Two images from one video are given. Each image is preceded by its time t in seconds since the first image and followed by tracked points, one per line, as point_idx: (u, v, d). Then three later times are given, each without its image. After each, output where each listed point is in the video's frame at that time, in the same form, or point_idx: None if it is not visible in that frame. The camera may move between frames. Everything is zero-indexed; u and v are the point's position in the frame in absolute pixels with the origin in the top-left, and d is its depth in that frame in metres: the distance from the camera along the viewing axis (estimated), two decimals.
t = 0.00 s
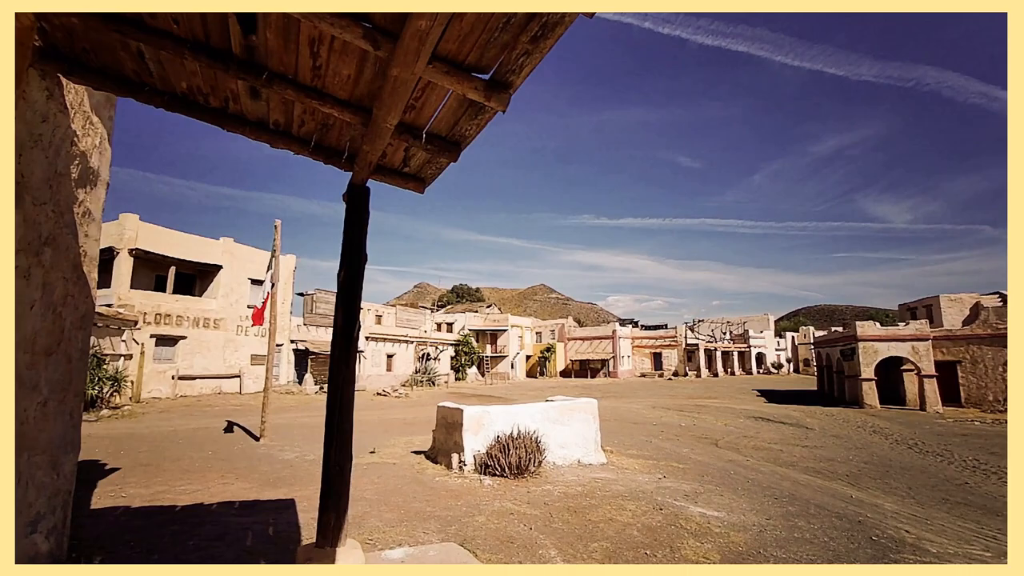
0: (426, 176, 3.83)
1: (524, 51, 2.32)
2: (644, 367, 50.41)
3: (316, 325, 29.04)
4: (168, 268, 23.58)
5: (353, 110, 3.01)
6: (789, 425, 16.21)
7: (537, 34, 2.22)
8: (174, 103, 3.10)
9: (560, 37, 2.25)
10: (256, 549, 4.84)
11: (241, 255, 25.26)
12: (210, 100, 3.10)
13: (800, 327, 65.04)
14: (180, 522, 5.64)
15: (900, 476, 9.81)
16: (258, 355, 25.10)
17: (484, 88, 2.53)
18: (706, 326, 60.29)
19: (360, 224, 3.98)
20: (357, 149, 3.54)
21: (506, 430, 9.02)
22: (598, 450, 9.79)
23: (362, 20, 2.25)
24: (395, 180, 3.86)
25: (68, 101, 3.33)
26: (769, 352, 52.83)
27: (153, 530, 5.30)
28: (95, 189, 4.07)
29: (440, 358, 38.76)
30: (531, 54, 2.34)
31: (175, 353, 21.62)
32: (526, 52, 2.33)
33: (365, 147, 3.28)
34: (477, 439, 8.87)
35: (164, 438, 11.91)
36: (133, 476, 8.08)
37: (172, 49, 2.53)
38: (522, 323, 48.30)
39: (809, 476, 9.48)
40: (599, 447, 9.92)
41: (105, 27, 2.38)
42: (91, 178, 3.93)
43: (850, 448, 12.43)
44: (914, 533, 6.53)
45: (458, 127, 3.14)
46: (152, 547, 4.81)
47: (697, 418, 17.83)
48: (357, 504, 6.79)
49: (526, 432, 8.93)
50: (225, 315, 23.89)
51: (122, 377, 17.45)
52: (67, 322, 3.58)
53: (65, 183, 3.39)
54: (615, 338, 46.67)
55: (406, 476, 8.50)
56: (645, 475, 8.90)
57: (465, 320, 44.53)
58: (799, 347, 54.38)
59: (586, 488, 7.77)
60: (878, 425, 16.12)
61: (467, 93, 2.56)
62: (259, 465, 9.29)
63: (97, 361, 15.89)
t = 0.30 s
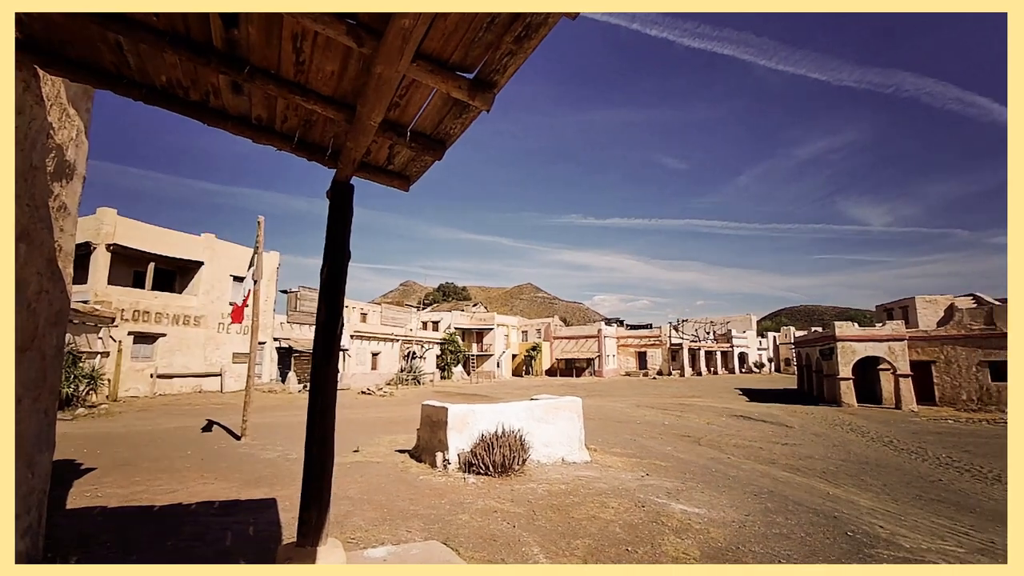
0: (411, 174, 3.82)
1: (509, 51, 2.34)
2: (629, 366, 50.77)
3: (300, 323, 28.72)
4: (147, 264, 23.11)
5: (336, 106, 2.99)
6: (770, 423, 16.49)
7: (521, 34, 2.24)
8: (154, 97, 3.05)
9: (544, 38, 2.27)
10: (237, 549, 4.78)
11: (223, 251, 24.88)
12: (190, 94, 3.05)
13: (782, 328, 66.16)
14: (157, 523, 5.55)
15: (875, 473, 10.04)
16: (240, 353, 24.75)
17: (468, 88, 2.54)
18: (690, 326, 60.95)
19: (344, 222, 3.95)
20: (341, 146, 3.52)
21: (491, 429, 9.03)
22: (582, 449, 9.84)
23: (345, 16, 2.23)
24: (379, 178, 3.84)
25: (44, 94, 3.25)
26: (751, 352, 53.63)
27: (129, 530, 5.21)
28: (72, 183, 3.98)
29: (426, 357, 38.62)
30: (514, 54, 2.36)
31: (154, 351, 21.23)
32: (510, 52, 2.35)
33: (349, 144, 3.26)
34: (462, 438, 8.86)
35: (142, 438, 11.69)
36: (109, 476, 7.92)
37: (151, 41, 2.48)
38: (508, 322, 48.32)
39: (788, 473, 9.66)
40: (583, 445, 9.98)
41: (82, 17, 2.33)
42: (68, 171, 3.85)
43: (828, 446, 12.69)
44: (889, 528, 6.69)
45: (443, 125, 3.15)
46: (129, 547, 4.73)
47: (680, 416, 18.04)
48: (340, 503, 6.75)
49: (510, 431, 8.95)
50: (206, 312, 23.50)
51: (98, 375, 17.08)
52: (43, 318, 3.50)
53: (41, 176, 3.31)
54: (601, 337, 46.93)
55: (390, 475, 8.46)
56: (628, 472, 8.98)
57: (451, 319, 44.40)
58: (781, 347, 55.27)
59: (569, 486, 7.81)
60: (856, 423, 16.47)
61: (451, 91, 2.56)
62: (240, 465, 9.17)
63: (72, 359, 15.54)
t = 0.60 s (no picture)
0: (395, 172, 3.81)
1: (491, 51, 2.35)
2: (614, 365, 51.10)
3: (283, 322, 28.38)
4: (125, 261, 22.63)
5: (319, 103, 2.96)
6: (751, 421, 16.73)
7: (504, 34, 2.25)
8: (132, 91, 2.99)
9: (526, 38, 2.29)
10: (216, 550, 4.71)
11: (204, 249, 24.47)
12: (169, 88, 2.99)
13: (763, 327, 67.24)
14: (135, 524, 5.44)
15: (852, 470, 10.26)
16: (221, 352, 24.36)
17: (451, 87, 2.55)
18: (674, 325, 61.54)
19: (327, 219, 3.92)
20: (324, 143, 3.48)
21: (475, 428, 9.02)
22: (566, 447, 9.89)
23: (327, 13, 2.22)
24: (363, 175, 3.81)
25: (18, 85, 3.17)
26: (733, 351, 54.42)
27: (105, 531, 5.10)
28: (47, 177, 3.88)
29: (411, 356, 38.45)
30: (497, 54, 2.37)
31: (132, 350, 20.80)
32: (493, 52, 2.36)
33: (331, 141, 3.24)
34: (447, 437, 8.84)
35: (119, 438, 11.45)
36: (85, 477, 7.75)
37: (130, 35, 2.45)
38: (494, 321, 48.32)
39: (767, 470, 9.84)
40: (567, 443, 10.02)
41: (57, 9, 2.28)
42: (42, 166, 3.76)
43: (807, 444, 12.93)
44: (864, 523, 6.85)
45: (426, 123, 3.14)
46: (104, 549, 4.63)
47: (664, 415, 18.23)
48: (323, 503, 6.69)
49: (495, 429, 8.96)
50: (186, 311, 23.10)
51: (73, 375, 16.67)
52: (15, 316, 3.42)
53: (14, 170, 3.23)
54: (586, 337, 47.16)
55: (374, 474, 8.41)
56: (612, 470, 9.04)
57: (437, 318, 44.22)
58: (762, 346, 56.20)
59: (553, 484, 7.85)
60: (834, 421, 16.81)
61: (434, 90, 2.56)
62: (220, 465, 9.04)
63: (46, 358, 15.16)
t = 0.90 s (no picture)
0: (376, 170, 3.78)
1: (471, 50, 2.36)
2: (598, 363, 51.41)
3: (263, 321, 27.97)
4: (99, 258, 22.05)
5: (298, 99, 2.94)
6: (731, 418, 17.00)
7: (484, 34, 2.27)
8: (105, 85, 2.92)
9: (506, 39, 2.31)
10: (193, 552, 4.63)
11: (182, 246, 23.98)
12: (143, 82, 2.93)
13: (744, 325, 68.32)
14: (108, 527, 5.33)
15: (827, 465, 10.48)
16: (199, 352, 23.90)
17: (432, 85, 2.55)
18: (657, 324, 62.19)
19: (307, 216, 3.88)
20: (304, 140, 3.45)
21: (458, 426, 9.01)
22: (549, 445, 9.94)
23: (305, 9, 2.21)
24: (344, 173, 3.78)
25: None
26: (714, 349, 55.22)
27: (77, 534, 4.98)
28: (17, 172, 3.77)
29: (394, 355, 38.27)
30: (477, 53, 2.38)
31: (106, 349, 20.29)
32: (473, 51, 2.37)
33: (311, 138, 3.21)
34: (429, 436, 8.82)
35: (92, 440, 11.17)
36: (57, 479, 7.55)
37: (102, 27, 2.40)
38: (479, 319, 48.26)
39: (746, 466, 10.02)
40: (550, 441, 10.07)
41: None
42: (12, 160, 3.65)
43: (784, 440, 13.18)
44: (837, 516, 7.03)
45: (407, 121, 3.13)
46: (76, 552, 4.52)
47: (646, 412, 18.42)
48: (303, 503, 6.62)
49: (478, 428, 8.96)
50: (163, 309, 22.64)
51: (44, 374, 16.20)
52: None
53: None
54: (570, 335, 47.36)
55: (356, 474, 8.35)
56: (594, 468, 9.11)
57: (421, 316, 43.97)
58: (742, 344, 57.16)
59: (536, 482, 7.88)
60: (810, 418, 17.18)
61: (415, 89, 2.56)
62: (198, 466, 8.88)
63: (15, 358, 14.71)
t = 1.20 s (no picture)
0: (359, 168, 3.76)
1: (454, 49, 2.37)
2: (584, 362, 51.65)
3: (246, 320, 27.57)
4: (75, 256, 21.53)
5: (279, 96, 2.90)
6: (715, 416, 17.21)
7: (467, 33, 2.28)
8: (81, 80, 2.86)
9: (489, 38, 2.32)
10: (173, 554, 4.56)
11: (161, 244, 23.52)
12: (120, 76, 2.87)
13: (727, 324, 69.15)
14: (84, 529, 5.22)
15: (807, 460, 10.69)
16: (179, 352, 23.47)
17: (415, 84, 2.54)
18: (642, 323, 62.63)
19: (289, 215, 3.84)
20: (285, 136, 3.41)
21: (443, 426, 8.99)
22: (535, 443, 9.96)
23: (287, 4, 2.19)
24: (326, 171, 3.75)
25: None
26: (698, 348, 55.86)
27: (53, 537, 4.88)
28: None
29: (379, 355, 38.06)
30: (460, 53, 2.39)
31: (82, 349, 19.83)
32: (456, 50, 2.38)
33: (292, 135, 3.17)
34: (414, 435, 8.79)
35: (68, 441, 10.91)
36: (30, 482, 7.37)
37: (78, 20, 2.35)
38: (465, 318, 48.17)
39: (727, 462, 10.16)
40: (535, 440, 10.10)
41: None
42: None
43: (765, 436, 13.40)
44: (815, 511, 7.17)
45: (391, 119, 3.12)
46: (50, 555, 4.42)
47: (630, 410, 18.58)
48: (285, 504, 6.54)
49: (463, 427, 8.95)
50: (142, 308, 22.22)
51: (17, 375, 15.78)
52: None
53: None
54: (556, 334, 47.50)
55: (340, 474, 8.29)
56: (579, 465, 9.15)
57: (407, 315, 43.74)
58: (726, 343, 57.89)
59: (521, 480, 7.90)
60: (791, 414, 17.49)
61: (398, 87, 2.55)
62: (178, 468, 8.74)
63: None
